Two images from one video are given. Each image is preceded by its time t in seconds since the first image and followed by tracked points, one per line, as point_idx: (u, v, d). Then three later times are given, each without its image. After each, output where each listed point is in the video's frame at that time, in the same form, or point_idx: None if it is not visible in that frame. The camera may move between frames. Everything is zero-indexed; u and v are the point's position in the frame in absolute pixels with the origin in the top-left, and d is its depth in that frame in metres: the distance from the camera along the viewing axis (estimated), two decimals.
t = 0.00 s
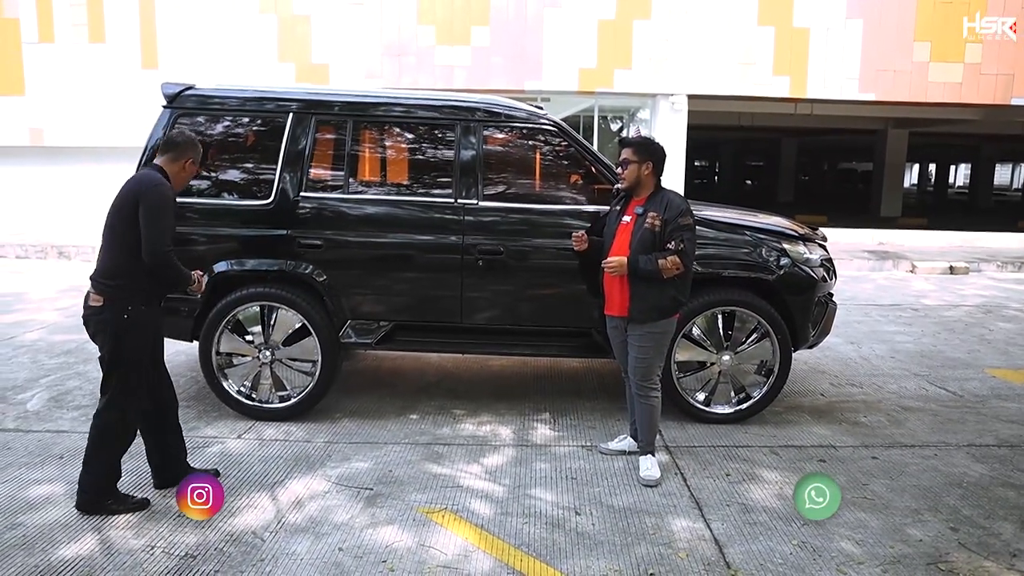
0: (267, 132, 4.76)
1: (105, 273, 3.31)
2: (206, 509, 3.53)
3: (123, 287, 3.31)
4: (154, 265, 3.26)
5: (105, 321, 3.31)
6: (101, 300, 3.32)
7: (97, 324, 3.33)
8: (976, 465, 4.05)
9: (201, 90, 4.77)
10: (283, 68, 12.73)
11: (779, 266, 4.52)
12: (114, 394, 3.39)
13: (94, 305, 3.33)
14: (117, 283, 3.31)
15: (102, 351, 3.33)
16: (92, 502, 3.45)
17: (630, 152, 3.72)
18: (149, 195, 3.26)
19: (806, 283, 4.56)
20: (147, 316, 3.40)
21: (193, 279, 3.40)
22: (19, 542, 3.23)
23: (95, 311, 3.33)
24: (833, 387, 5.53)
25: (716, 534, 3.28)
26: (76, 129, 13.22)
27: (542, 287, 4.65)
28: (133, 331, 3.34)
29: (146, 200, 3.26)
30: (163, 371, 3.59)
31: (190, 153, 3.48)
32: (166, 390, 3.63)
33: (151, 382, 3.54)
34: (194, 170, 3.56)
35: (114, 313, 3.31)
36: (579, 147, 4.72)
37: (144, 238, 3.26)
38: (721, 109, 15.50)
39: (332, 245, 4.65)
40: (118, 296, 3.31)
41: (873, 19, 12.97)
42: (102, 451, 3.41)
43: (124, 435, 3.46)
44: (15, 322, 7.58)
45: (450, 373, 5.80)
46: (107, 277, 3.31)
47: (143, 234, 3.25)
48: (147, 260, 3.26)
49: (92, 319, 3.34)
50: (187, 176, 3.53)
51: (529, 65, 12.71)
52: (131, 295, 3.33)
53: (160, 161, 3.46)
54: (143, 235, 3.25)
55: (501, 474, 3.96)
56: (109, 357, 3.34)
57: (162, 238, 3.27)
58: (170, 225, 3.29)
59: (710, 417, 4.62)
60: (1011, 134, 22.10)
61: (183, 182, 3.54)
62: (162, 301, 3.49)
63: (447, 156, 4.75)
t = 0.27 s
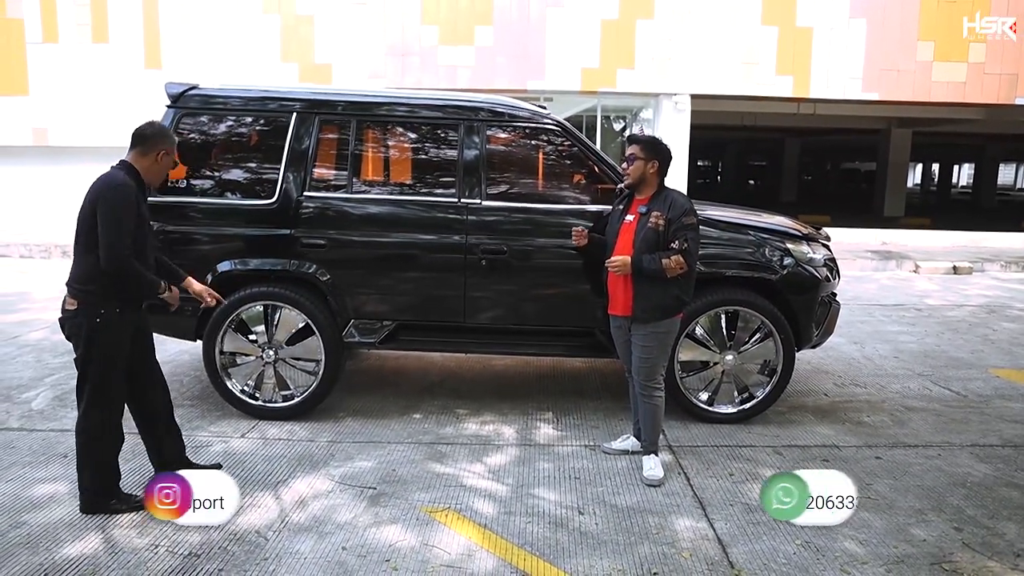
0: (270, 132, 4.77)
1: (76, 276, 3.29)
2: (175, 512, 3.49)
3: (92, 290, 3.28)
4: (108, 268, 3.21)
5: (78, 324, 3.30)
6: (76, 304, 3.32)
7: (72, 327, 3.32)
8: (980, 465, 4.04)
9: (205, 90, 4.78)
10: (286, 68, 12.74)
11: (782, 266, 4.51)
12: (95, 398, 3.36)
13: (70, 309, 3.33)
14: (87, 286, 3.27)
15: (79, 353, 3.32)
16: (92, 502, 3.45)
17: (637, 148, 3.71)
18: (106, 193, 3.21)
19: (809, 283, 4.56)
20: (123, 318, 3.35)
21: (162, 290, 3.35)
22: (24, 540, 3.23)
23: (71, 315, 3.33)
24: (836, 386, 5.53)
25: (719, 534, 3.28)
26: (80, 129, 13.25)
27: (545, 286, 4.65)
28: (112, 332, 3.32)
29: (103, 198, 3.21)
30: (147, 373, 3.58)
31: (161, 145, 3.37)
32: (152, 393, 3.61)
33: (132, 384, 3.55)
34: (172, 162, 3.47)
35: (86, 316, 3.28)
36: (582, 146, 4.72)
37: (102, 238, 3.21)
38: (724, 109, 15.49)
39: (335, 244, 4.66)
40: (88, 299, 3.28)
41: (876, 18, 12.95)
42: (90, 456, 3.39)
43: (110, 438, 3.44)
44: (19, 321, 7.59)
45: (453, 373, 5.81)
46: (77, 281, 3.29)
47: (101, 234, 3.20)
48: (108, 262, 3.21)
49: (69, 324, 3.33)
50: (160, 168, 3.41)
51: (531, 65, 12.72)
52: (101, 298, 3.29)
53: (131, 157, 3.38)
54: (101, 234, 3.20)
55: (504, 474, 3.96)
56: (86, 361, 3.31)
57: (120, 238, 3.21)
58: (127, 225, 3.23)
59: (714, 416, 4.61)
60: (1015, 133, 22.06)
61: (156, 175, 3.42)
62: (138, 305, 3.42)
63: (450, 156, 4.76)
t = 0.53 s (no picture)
0: (273, 132, 4.78)
1: (65, 280, 3.26)
2: (75, 514, 3.37)
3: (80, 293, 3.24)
4: (84, 280, 3.13)
5: (71, 327, 3.27)
6: (66, 308, 3.29)
7: (65, 331, 3.29)
8: (982, 465, 4.04)
9: (208, 90, 4.79)
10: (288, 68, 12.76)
11: (784, 266, 4.52)
12: (93, 398, 3.34)
13: (61, 312, 3.30)
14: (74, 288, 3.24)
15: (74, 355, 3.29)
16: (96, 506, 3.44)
17: (643, 148, 3.71)
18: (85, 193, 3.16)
19: (811, 283, 4.56)
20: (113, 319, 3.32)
21: (121, 310, 3.24)
22: (28, 539, 3.25)
23: (64, 319, 3.30)
24: (838, 387, 5.53)
25: (721, 534, 3.28)
26: (83, 129, 13.28)
27: (547, 286, 4.65)
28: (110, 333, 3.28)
29: (82, 197, 3.16)
30: (142, 374, 3.59)
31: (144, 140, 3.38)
32: (148, 393, 3.62)
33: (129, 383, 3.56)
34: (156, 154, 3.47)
35: (77, 319, 3.25)
36: (584, 147, 4.73)
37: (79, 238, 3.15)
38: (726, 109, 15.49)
39: (338, 244, 4.67)
40: (77, 301, 3.24)
41: (878, 18, 12.94)
42: (89, 456, 3.39)
43: (110, 438, 3.43)
44: (23, 321, 7.61)
45: (456, 373, 5.82)
46: (66, 284, 3.26)
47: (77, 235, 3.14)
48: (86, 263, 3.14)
49: (62, 327, 3.31)
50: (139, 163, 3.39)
51: (534, 65, 12.72)
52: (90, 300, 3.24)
53: (113, 155, 3.36)
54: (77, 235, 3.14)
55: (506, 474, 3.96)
56: (81, 363, 3.30)
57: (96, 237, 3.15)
58: (103, 229, 3.16)
59: (716, 416, 4.61)
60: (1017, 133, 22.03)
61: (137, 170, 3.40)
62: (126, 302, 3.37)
63: (453, 157, 4.76)
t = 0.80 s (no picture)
0: (274, 132, 4.78)
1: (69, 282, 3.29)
2: (74, 513, 3.38)
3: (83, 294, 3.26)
4: (83, 287, 3.14)
5: (77, 329, 3.31)
6: (70, 309, 3.31)
7: (71, 332, 3.32)
8: (983, 466, 4.04)
9: (209, 90, 4.80)
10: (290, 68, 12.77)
11: (785, 266, 4.52)
12: (99, 399, 3.38)
13: (66, 314, 3.32)
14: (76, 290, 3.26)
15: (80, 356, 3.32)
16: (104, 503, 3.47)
17: (651, 145, 3.70)
18: (79, 195, 3.17)
19: (812, 283, 4.56)
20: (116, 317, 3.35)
21: (99, 328, 3.18)
22: (31, 539, 3.26)
23: (68, 320, 3.32)
24: (839, 386, 5.53)
25: (722, 534, 3.29)
26: (84, 129, 13.30)
27: (548, 286, 4.66)
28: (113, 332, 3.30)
29: (77, 198, 3.17)
30: (148, 375, 3.58)
31: (113, 132, 3.35)
32: (155, 395, 3.62)
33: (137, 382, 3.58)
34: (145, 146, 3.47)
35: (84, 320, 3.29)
36: (585, 147, 4.73)
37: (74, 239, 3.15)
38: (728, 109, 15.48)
39: (339, 244, 4.68)
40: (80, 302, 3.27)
41: (880, 18, 12.93)
42: (96, 457, 3.43)
43: (116, 437, 3.46)
44: (25, 321, 7.62)
45: (457, 373, 5.83)
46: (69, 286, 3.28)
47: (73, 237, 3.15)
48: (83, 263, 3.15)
49: (66, 328, 3.33)
50: (124, 155, 3.36)
51: (535, 65, 12.73)
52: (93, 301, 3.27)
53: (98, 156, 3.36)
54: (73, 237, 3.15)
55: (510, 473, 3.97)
56: (87, 363, 3.33)
57: (93, 237, 3.16)
58: (96, 232, 3.16)
59: (717, 416, 4.62)
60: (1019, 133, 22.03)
61: (123, 163, 3.38)
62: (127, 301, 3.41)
63: (454, 156, 4.77)
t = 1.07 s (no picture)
0: (276, 132, 4.79)
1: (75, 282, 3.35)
2: (74, 513, 3.38)
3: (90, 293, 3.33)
4: (82, 285, 3.20)
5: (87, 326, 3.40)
6: (80, 306, 3.40)
7: (81, 329, 3.41)
8: (985, 466, 4.03)
9: (211, 90, 4.81)
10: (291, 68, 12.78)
11: (787, 266, 4.51)
12: (108, 400, 3.48)
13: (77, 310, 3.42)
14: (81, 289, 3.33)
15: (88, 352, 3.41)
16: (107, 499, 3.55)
17: (653, 146, 3.68)
18: (77, 194, 3.23)
19: (814, 282, 4.56)
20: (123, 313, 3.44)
21: (102, 323, 3.23)
22: (32, 538, 3.26)
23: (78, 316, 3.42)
24: (841, 386, 5.53)
25: (723, 533, 3.29)
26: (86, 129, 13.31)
27: (550, 286, 4.66)
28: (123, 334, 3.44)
29: (75, 197, 3.22)
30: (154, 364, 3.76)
31: (101, 127, 3.34)
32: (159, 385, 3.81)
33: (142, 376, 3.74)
34: (141, 140, 3.46)
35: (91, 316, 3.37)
36: (586, 146, 4.73)
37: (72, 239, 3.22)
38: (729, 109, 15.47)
39: (341, 245, 4.68)
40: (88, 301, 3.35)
41: (882, 18, 12.91)
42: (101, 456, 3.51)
43: (121, 437, 3.56)
44: (26, 321, 7.63)
45: (458, 372, 5.83)
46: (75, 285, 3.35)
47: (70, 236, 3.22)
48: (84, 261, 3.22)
49: (76, 325, 3.43)
50: (119, 149, 3.38)
51: (537, 65, 12.73)
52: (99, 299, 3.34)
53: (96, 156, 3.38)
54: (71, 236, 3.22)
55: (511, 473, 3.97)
56: (95, 359, 3.41)
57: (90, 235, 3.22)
58: (95, 232, 3.23)
59: (719, 416, 4.62)
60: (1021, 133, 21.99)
61: (120, 158, 3.39)
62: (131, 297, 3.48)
63: (455, 156, 4.77)
